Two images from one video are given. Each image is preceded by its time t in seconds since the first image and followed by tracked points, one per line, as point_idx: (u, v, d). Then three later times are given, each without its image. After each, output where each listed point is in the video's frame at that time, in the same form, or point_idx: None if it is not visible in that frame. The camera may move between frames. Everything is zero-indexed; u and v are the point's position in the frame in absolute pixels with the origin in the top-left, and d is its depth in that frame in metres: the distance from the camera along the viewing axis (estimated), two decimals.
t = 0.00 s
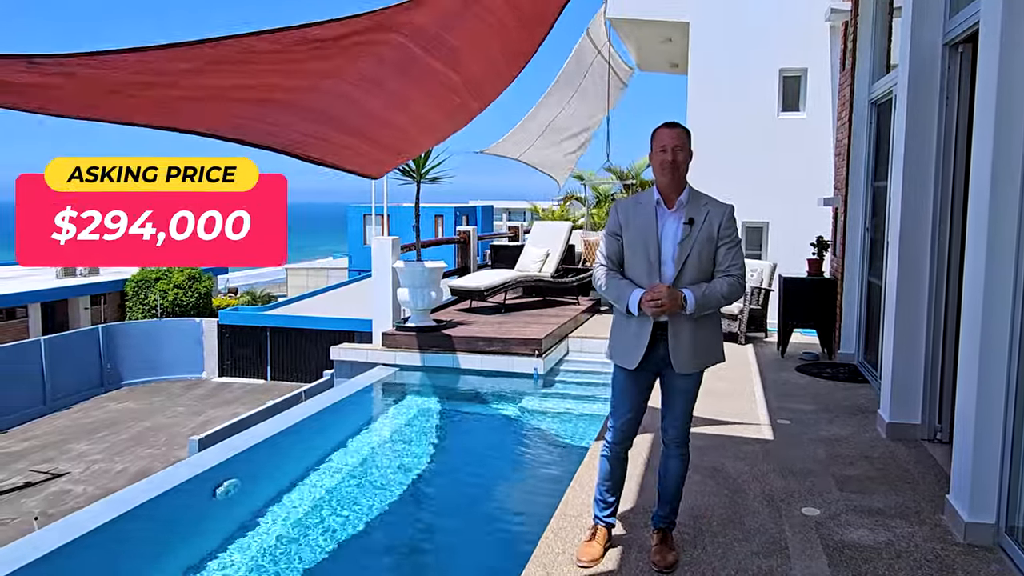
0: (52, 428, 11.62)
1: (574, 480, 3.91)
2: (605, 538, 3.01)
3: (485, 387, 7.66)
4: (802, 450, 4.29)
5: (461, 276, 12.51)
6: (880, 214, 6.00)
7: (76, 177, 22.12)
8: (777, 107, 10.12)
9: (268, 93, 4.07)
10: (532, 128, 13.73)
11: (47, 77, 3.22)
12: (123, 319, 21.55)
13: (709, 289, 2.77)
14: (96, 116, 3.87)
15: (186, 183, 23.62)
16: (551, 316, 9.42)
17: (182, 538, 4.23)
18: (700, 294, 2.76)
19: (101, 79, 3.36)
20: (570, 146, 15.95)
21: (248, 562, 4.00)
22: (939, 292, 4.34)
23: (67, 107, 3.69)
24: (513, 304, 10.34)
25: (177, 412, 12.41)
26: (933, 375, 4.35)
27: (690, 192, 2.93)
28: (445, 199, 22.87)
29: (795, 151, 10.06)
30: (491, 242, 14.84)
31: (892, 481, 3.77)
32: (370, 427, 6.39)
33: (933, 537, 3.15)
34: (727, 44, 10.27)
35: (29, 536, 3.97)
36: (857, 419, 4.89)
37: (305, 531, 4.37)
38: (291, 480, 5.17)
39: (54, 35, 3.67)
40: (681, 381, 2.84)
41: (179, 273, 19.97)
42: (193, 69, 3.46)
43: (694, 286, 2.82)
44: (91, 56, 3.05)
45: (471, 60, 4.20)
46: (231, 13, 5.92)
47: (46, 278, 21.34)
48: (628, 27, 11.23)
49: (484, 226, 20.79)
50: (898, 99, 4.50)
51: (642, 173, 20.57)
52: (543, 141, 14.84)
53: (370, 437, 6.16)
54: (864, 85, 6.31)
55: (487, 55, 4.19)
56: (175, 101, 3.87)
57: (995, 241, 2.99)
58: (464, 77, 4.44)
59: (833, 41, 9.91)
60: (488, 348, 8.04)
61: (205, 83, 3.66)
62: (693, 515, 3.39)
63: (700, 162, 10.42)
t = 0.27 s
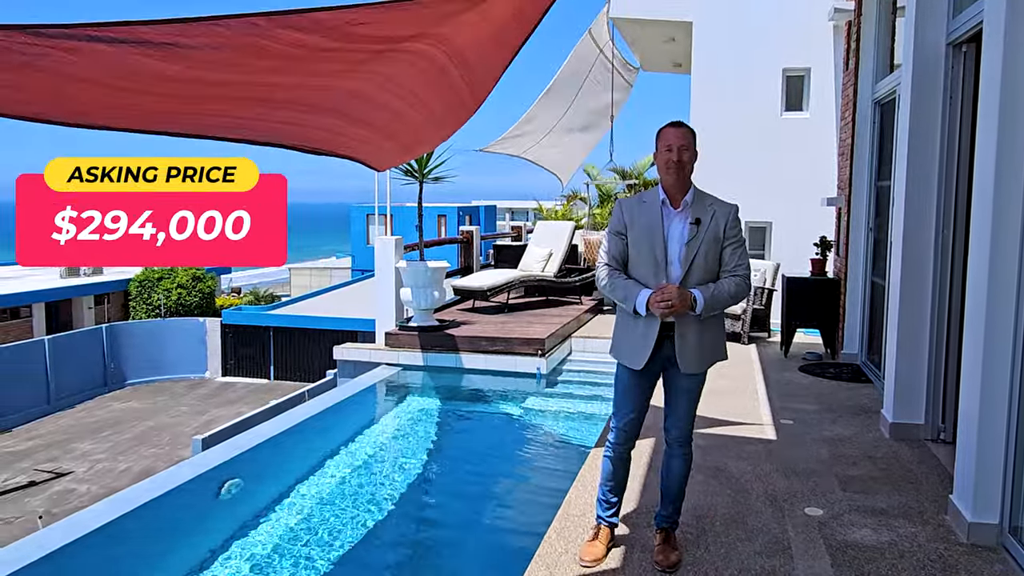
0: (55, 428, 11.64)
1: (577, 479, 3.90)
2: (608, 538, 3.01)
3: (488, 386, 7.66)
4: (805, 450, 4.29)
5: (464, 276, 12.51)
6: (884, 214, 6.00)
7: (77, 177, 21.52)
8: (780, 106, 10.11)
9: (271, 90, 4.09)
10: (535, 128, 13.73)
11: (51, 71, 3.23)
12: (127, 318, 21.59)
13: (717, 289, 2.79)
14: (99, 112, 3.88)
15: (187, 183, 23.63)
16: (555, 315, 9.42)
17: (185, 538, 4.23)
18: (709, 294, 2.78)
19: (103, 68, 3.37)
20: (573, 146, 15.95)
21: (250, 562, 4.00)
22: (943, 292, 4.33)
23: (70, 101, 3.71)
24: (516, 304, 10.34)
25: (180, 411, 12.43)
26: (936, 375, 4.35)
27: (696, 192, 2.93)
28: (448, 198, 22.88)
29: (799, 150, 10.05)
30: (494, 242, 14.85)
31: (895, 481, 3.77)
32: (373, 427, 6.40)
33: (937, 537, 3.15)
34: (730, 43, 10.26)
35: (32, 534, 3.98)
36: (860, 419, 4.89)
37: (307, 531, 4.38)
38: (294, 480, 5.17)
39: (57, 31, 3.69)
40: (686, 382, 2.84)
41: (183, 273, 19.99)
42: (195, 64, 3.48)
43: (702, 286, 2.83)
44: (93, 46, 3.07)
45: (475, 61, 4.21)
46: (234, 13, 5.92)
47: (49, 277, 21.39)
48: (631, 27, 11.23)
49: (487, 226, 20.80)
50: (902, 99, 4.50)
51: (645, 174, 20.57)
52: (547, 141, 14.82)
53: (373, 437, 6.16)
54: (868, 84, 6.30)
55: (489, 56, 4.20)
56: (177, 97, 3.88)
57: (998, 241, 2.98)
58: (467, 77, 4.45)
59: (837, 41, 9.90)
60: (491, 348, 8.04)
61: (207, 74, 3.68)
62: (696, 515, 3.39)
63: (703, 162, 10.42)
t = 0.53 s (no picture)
0: (59, 427, 11.67)
1: (579, 479, 3.90)
2: (609, 538, 3.02)
3: (490, 387, 7.66)
4: (808, 450, 4.29)
5: (466, 276, 12.52)
6: (886, 214, 5.99)
7: (77, 177, 22.12)
8: (783, 107, 10.11)
9: (275, 93, 4.10)
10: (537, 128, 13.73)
11: (57, 76, 3.24)
12: (130, 318, 21.64)
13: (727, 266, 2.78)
14: (105, 117, 3.90)
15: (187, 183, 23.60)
16: (557, 315, 9.42)
17: (186, 539, 4.24)
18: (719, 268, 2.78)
19: (110, 78, 3.39)
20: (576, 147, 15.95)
21: (253, 562, 4.01)
22: (946, 292, 4.32)
23: (76, 107, 3.72)
24: (519, 304, 10.34)
25: (183, 411, 12.45)
26: (939, 375, 4.34)
27: (697, 191, 2.94)
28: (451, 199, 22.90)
29: (801, 150, 10.05)
30: (496, 242, 14.86)
31: (898, 482, 3.77)
32: (374, 427, 6.41)
33: (940, 538, 3.14)
34: (733, 44, 10.26)
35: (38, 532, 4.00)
36: (863, 419, 4.88)
37: (309, 531, 4.39)
38: (297, 480, 5.18)
39: (63, 37, 3.70)
40: (688, 379, 2.84)
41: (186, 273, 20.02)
42: (201, 69, 3.49)
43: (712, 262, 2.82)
44: (100, 57, 3.09)
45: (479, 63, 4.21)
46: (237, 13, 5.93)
47: (52, 277, 21.43)
48: (634, 27, 11.23)
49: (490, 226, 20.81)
50: (905, 100, 4.49)
51: (647, 174, 20.58)
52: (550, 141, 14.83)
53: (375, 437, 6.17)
54: (871, 85, 6.30)
55: (492, 57, 4.20)
56: (182, 101, 3.90)
57: (1001, 240, 2.99)
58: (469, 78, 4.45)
59: (840, 41, 9.89)
60: (493, 348, 8.04)
61: (212, 83, 3.70)
62: (699, 515, 3.39)
63: (706, 162, 10.42)
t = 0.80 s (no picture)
0: (62, 427, 11.70)
1: (582, 479, 3.90)
2: (612, 538, 3.02)
3: (493, 387, 7.66)
4: (810, 450, 4.29)
5: (469, 276, 12.52)
6: (889, 214, 5.99)
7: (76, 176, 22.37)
8: (785, 106, 10.10)
9: (278, 94, 4.11)
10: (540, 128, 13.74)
11: (61, 77, 3.25)
12: (133, 318, 21.68)
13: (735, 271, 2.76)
14: (109, 119, 3.90)
15: (187, 183, 23.57)
16: (560, 315, 9.42)
17: (188, 539, 4.25)
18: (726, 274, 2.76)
19: (113, 80, 3.40)
20: (578, 147, 15.95)
21: (255, 562, 4.01)
22: (948, 292, 4.33)
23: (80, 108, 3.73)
24: (521, 304, 10.34)
25: (186, 411, 12.47)
26: (942, 375, 4.34)
27: (699, 192, 2.94)
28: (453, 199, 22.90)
29: (804, 150, 10.04)
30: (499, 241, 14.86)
31: (900, 482, 3.76)
32: (377, 427, 6.41)
33: (942, 538, 3.14)
34: (735, 43, 10.26)
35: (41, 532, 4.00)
36: (865, 419, 4.88)
37: (312, 531, 4.39)
38: (299, 480, 5.19)
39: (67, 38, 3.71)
40: (692, 380, 2.85)
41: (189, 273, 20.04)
42: (205, 70, 3.50)
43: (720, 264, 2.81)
44: (103, 59, 3.10)
45: (481, 64, 4.21)
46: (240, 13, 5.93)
47: (55, 277, 21.47)
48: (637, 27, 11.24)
49: (492, 226, 20.81)
50: (907, 100, 4.48)
51: (650, 174, 20.56)
52: (553, 141, 14.84)
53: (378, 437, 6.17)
54: (874, 84, 6.29)
55: (495, 59, 4.20)
56: (186, 102, 3.91)
57: (1004, 240, 2.98)
58: (472, 79, 4.45)
59: (843, 40, 9.88)
60: (496, 348, 8.05)
61: (215, 84, 3.71)
62: (701, 515, 3.40)
63: (708, 162, 10.42)
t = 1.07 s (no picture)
0: (65, 426, 11.72)
1: (585, 479, 3.90)
2: (614, 537, 3.02)
3: (495, 387, 7.66)
4: (813, 450, 4.29)
5: (471, 276, 12.52)
6: (892, 213, 5.98)
7: (77, 177, 23.27)
8: (788, 106, 10.09)
9: (281, 95, 4.11)
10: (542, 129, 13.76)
11: (66, 77, 3.25)
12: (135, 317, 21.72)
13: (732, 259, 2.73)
14: (112, 118, 3.91)
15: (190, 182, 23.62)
16: (562, 315, 9.41)
17: (190, 539, 4.25)
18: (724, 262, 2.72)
19: (117, 79, 3.41)
20: (581, 147, 15.94)
21: (258, 562, 4.01)
22: (951, 292, 4.32)
23: (82, 106, 3.74)
24: (524, 303, 10.34)
25: (188, 411, 12.48)
26: (945, 376, 4.34)
27: (700, 191, 2.94)
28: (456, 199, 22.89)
29: (807, 150, 10.03)
30: (501, 241, 14.86)
31: (903, 482, 3.76)
32: (379, 427, 6.41)
33: (945, 538, 3.14)
34: (738, 43, 10.26)
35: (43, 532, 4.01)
36: (868, 419, 4.88)
37: (314, 531, 4.39)
38: (302, 480, 5.19)
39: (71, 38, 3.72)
40: (692, 379, 2.84)
41: (191, 273, 20.05)
42: (209, 71, 3.51)
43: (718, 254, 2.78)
44: (107, 59, 3.11)
45: (484, 64, 4.21)
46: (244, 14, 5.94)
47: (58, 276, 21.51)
48: (640, 27, 11.25)
49: (494, 226, 20.80)
50: (910, 100, 4.48)
51: (653, 174, 20.53)
52: (556, 142, 14.85)
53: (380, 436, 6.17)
54: (876, 84, 6.28)
55: (497, 60, 4.20)
56: (190, 102, 3.92)
57: (1008, 239, 2.97)
58: (475, 79, 4.44)
59: (845, 40, 9.87)
60: (498, 347, 8.05)
61: (218, 84, 3.72)
62: (704, 515, 3.39)
63: (710, 161, 10.42)
